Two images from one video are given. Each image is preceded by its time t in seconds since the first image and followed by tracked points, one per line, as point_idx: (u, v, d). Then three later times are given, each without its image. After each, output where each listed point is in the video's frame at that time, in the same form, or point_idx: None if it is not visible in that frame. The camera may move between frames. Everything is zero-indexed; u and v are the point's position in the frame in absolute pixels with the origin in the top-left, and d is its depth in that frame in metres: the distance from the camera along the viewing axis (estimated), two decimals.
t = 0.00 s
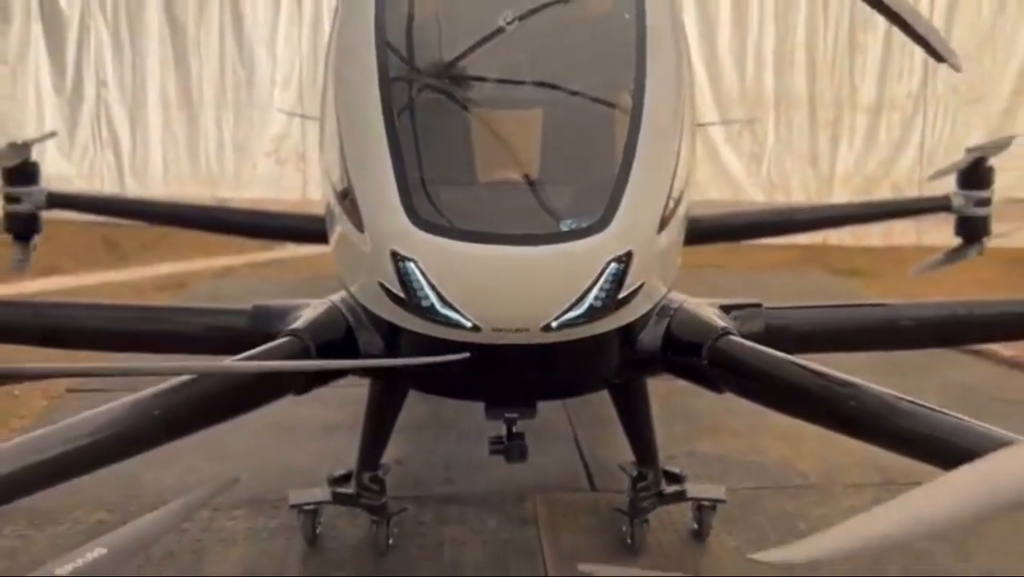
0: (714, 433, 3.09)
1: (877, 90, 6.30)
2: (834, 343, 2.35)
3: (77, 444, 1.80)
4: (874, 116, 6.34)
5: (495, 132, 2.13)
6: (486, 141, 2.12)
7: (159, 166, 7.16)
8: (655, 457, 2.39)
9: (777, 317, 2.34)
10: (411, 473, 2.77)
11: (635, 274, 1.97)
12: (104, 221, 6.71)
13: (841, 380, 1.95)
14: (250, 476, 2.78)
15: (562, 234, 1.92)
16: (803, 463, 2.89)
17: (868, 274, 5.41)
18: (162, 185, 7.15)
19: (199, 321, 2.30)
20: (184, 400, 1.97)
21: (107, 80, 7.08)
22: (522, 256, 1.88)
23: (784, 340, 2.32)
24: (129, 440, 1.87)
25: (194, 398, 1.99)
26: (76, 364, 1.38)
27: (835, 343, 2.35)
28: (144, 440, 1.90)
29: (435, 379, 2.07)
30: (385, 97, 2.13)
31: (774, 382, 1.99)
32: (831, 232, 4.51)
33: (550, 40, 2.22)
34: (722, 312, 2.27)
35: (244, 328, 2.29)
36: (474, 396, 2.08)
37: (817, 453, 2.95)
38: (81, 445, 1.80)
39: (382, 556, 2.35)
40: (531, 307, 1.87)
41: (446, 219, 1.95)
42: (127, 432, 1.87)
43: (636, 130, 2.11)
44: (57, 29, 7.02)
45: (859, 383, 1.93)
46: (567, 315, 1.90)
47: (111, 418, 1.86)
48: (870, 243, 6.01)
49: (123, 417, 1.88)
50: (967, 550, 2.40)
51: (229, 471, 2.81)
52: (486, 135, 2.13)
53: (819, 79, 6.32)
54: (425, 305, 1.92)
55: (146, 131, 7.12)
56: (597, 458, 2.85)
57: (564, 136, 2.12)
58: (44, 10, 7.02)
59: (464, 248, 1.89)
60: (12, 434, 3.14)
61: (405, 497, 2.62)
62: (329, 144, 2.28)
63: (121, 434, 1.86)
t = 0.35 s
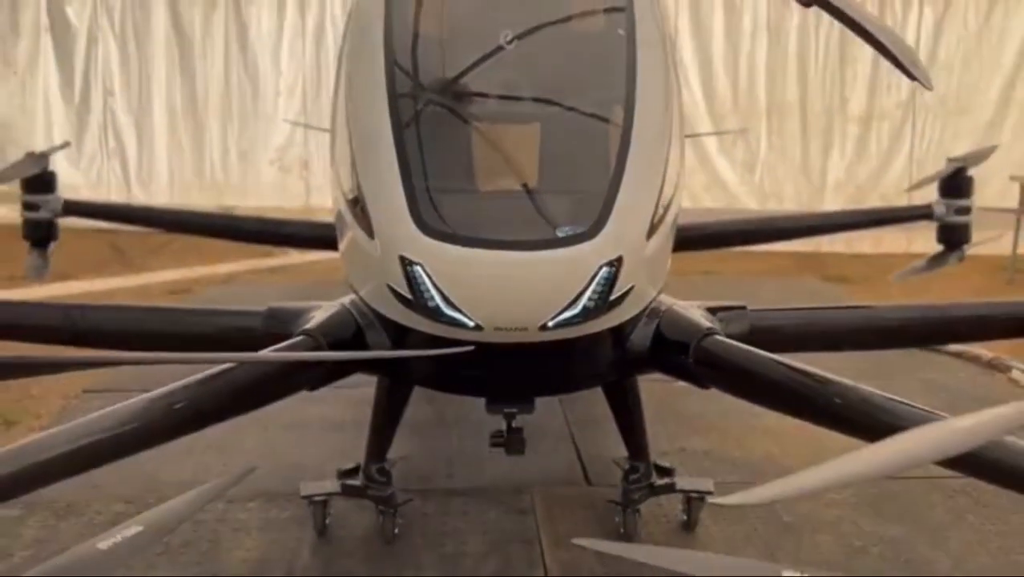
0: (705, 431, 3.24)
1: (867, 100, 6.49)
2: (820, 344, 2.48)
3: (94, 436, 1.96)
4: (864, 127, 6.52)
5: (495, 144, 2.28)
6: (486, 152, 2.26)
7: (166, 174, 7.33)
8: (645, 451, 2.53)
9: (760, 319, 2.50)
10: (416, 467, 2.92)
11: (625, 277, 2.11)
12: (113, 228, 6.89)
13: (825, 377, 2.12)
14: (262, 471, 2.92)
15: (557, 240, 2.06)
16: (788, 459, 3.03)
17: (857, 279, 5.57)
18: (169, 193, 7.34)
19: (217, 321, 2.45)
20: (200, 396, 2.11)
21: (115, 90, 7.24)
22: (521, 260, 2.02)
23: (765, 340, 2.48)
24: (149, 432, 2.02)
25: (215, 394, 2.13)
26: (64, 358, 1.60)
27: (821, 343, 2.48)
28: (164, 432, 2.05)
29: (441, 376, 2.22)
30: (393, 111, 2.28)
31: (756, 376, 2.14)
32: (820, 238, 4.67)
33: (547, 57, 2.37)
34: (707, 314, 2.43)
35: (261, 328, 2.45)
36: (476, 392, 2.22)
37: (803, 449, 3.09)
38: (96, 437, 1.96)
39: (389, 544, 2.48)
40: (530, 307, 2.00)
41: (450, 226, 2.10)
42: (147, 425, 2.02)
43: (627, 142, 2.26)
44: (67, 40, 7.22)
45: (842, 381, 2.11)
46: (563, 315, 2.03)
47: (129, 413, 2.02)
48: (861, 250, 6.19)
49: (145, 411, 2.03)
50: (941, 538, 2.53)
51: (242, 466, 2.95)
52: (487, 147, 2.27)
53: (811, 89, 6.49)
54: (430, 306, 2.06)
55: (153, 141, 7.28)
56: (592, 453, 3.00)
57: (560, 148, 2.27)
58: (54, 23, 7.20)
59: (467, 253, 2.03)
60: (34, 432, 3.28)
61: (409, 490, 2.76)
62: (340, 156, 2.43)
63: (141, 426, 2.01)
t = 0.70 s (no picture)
0: (698, 432, 3.39)
1: (858, 113, 6.67)
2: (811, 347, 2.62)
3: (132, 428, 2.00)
4: (855, 139, 6.70)
5: (498, 157, 2.41)
6: (490, 164, 2.39)
7: (172, 184, 7.50)
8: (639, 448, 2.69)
9: (749, 323, 2.64)
10: (422, 465, 3.07)
11: (620, 283, 2.25)
12: (121, 237, 7.05)
13: (815, 378, 2.26)
14: (275, 468, 3.06)
15: (557, 247, 2.20)
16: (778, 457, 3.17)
17: (848, 286, 5.72)
18: (176, 201, 7.52)
19: (235, 325, 2.60)
20: (221, 395, 2.21)
21: (123, 101, 7.41)
22: (523, 265, 2.15)
23: (754, 342, 2.63)
24: (175, 428, 2.10)
25: (235, 393, 2.24)
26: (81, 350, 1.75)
27: (812, 345, 2.62)
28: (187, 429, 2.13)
29: (448, 374, 2.36)
30: (403, 127, 2.43)
31: (745, 375, 2.29)
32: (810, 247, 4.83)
33: (547, 76, 2.53)
34: (697, 318, 2.59)
35: (277, 329, 2.60)
36: (482, 391, 2.37)
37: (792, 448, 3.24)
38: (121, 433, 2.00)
39: (397, 536, 2.62)
40: (532, 309, 2.13)
41: (458, 234, 2.24)
42: (173, 421, 2.09)
43: (621, 156, 2.41)
44: (76, 54, 7.40)
45: (829, 381, 2.24)
46: (562, 317, 2.16)
47: (154, 411, 2.07)
48: (852, 259, 6.36)
49: (172, 407, 2.10)
50: (920, 531, 2.67)
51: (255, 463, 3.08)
52: (490, 160, 2.40)
53: (804, 103, 6.67)
54: (439, 309, 2.19)
55: (160, 150, 7.45)
56: (590, 451, 3.15)
57: (559, 162, 2.41)
58: (64, 36, 7.40)
59: (473, 259, 2.17)
60: (55, 432, 3.43)
61: (417, 486, 2.91)
62: (354, 169, 2.58)
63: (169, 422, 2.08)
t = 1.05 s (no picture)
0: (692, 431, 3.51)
1: (850, 123, 6.82)
2: (802, 348, 2.72)
3: (151, 424, 2.05)
4: (847, 148, 6.85)
5: (500, 167, 2.53)
6: (491, 174, 2.52)
7: (177, 193, 7.63)
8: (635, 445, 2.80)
9: (738, 325, 2.78)
10: (426, 462, 3.19)
11: (616, 285, 2.37)
12: (127, 244, 7.18)
13: (807, 379, 2.31)
14: (284, 466, 3.18)
15: (556, 251, 2.32)
16: (770, 456, 3.29)
17: (841, 292, 5.85)
18: (180, 209, 7.65)
19: (247, 324, 2.70)
20: (236, 391, 2.29)
21: (130, 110, 7.56)
22: (524, 268, 2.27)
23: (743, 343, 2.76)
24: (193, 423, 2.16)
25: (249, 390, 2.32)
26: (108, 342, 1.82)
27: (802, 345, 2.72)
28: (203, 423, 2.20)
29: (453, 372, 2.49)
30: (410, 138, 2.56)
31: (737, 373, 2.38)
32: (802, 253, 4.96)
33: (546, 88, 2.65)
34: (689, 320, 2.72)
35: (288, 327, 2.70)
36: (485, 389, 2.50)
37: (782, 447, 3.37)
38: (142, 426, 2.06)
39: (402, 528, 2.73)
40: (532, 310, 2.25)
41: (462, 239, 2.36)
42: (190, 416, 2.15)
43: (617, 165, 2.54)
44: (85, 66, 7.56)
45: (816, 377, 2.32)
46: (561, 318, 2.28)
47: (171, 406, 2.13)
48: (845, 266, 6.50)
49: (188, 403, 2.17)
50: (903, 524, 2.79)
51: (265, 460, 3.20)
52: (492, 169, 2.52)
53: (797, 114, 6.84)
54: (444, 310, 2.31)
55: (166, 159, 7.58)
56: (587, 449, 3.27)
57: (557, 170, 2.53)
58: (73, 47, 7.56)
59: (477, 262, 2.28)
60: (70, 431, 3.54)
61: (421, 481, 3.03)
62: (363, 178, 2.71)
63: (186, 417, 2.14)
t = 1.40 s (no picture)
0: (682, 431, 3.64)
1: (839, 134, 6.98)
2: (785, 346, 2.86)
3: (166, 414, 2.17)
4: (837, 157, 7.01)
5: (497, 175, 2.67)
6: (489, 181, 2.64)
7: (180, 201, 7.77)
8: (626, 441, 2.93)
9: (724, 325, 2.92)
10: (426, 458, 3.32)
11: (606, 287, 2.50)
12: (130, 251, 7.31)
13: (790, 375, 2.44)
14: (289, 462, 3.30)
15: (551, 254, 2.45)
16: (757, 453, 3.42)
17: (830, 298, 5.99)
18: (182, 217, 7.77)
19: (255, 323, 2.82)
20: (245, 384, 2.41)
21: (133, 120, 7.71)
22: (520, 270, 2.40)
23: (728, 342, 2.90)
24: (204, 414, 2.28)
25: (257, 384, 2.44)
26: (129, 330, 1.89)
27: (785, 344, 2.84)
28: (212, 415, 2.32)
29: (453, 369, 2.63)
30: (412, 148, 2.69)
31: (723, 367, 2.52)
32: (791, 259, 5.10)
33: (541, 99, 2.79)
34: (677, 320, 2.85)
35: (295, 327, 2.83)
36: (483, 385, 2.63)
37: (768, 444, 3.50)
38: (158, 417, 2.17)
39: (403, 520, 2.85)
40: (528, 309, 2.37)
41: (462, 242, 2.48)
42: (201, 408, 2.27)
43: (608, 173, 2.68)
44: (89, 77, 7.71)
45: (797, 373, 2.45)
46: (555, 317, 2.40)
47: (183, 399, 2.25)
48: (834, 273, 6.64)
49: (201, 396, 2.28)
50: (883, 516, 2.92)
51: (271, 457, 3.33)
52: (489, 176, 2.65)
53: (786, 124, 7.00)
54: (445, 310, 2.43)
55: (168, 168, 7.72)
56: (581, 446, 3.40)
57: (552, 177, 2.66)
58: (77, 58, 7.69)
59: (476, 264, 2.41)
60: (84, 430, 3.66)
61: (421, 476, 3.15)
62: (367, 186, 2.84)
63: (197, 409, 2.26)
